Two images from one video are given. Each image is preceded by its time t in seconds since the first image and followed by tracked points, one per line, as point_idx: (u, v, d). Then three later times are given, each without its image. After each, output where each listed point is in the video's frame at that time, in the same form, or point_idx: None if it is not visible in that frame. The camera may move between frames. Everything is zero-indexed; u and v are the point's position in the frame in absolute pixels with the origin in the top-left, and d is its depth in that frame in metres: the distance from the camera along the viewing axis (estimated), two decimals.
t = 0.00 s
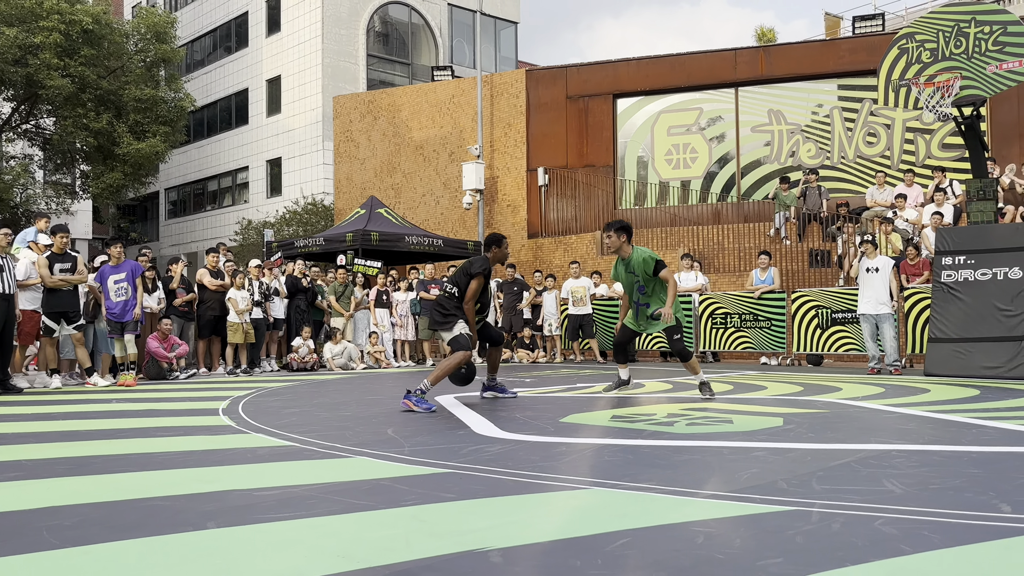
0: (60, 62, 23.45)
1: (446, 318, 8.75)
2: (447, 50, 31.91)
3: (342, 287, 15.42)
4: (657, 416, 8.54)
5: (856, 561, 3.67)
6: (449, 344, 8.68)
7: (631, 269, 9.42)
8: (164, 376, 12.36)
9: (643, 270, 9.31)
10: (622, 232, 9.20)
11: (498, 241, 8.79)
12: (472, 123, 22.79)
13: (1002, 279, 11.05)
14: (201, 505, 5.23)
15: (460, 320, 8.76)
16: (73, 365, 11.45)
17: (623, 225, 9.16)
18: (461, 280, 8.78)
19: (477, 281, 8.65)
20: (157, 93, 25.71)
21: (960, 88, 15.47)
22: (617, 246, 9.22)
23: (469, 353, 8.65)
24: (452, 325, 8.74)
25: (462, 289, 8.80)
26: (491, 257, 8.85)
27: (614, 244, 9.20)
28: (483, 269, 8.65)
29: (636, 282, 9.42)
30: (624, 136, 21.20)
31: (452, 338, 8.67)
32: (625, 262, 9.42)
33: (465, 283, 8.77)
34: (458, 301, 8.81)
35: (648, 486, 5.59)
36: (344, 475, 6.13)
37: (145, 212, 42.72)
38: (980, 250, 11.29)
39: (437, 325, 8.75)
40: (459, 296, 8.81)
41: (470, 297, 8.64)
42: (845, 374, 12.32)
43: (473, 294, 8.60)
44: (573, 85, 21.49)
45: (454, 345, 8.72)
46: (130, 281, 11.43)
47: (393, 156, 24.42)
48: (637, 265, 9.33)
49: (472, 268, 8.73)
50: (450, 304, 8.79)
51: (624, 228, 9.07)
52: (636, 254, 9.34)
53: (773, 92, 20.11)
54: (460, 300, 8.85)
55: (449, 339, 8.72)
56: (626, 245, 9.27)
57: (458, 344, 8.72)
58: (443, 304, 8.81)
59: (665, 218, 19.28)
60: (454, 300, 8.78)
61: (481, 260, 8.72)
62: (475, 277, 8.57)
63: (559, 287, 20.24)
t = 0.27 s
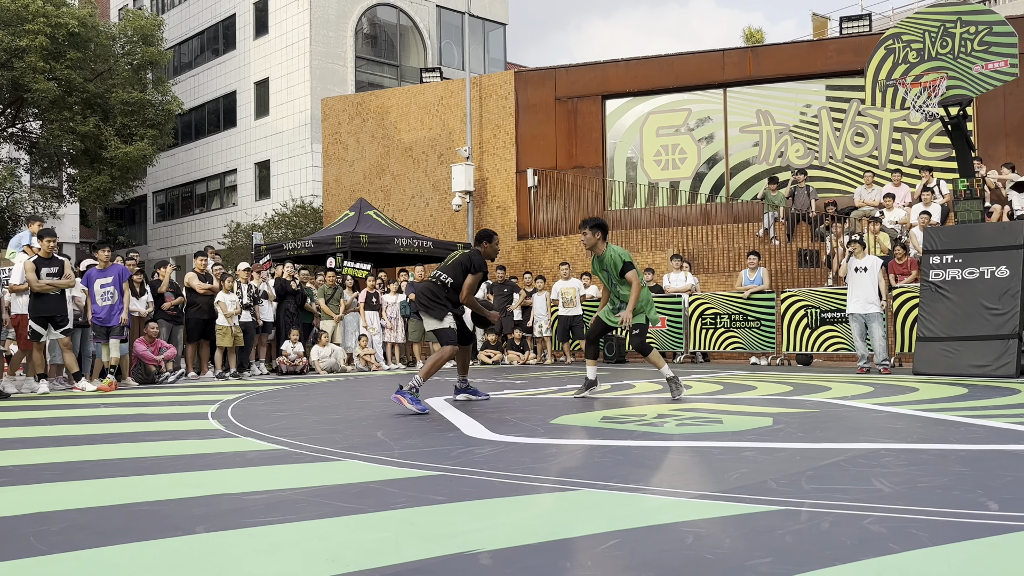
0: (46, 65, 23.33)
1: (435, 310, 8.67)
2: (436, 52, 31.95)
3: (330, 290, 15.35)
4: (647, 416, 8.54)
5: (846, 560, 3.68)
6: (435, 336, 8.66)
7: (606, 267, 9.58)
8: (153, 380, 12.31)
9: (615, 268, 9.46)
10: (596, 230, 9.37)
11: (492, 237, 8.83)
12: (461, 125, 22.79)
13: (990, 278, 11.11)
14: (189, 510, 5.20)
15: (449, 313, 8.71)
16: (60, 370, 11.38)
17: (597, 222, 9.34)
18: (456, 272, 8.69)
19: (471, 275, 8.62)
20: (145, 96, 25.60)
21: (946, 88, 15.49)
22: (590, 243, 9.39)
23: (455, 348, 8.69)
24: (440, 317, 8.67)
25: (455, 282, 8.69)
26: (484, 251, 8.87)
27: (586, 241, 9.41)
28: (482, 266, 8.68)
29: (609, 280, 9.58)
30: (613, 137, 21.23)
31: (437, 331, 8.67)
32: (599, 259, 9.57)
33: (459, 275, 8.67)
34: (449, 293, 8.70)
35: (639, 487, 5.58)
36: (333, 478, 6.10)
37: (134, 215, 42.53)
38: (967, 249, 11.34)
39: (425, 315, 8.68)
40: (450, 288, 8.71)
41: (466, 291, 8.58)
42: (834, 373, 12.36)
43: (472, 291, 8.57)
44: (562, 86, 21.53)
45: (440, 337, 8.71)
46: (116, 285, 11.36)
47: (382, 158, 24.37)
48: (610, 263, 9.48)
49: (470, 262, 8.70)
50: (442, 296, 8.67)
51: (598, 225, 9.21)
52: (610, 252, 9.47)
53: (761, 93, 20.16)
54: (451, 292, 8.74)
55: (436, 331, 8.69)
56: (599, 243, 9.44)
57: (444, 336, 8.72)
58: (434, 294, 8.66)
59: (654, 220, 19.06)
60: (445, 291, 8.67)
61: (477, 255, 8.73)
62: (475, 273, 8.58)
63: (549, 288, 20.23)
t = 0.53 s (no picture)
0: (37, 66, 23.24)
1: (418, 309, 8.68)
2: (428, 53, 31.98)
3: (324, 291, 15.37)
4: (640, 417, 8.55)
5: (838, 561, 3.69)
6: (418, 337, 8.68)
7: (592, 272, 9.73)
8: (147, 382, 12.37)
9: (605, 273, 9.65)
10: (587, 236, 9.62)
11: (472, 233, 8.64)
12: (454, 125, 22.80)
13: (981, 278, 11.17)
14: (183, 512, 5.19)
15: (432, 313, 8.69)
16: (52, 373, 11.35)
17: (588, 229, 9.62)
18: (437, 273, 8.63)
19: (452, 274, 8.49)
20: (137, 97, 25.53)
21: (937, 89, 15.51)
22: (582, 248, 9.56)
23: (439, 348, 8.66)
24: (422, 318, 8.68)
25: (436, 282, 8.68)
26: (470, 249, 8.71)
27: (578, 246, 9.55)
28: (461, 262, 8.49)
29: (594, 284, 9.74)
30: (606, 138, 21.28)
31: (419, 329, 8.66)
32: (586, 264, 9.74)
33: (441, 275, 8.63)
34: (432, 294, 8.70)
35: (632, 488, 5.59)
36: (327, 480, 6.10)
37: (125, 217, 42.39)
38: (959, 249, 11.39)
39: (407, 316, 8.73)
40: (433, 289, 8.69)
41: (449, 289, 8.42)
42: (827, 373, 12.40)
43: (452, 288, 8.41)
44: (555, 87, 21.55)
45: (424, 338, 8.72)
46: (106, 288, 11.32)
47: (375, 159, 24.35)
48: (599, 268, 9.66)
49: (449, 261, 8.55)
50: (423, 297, 8.68)
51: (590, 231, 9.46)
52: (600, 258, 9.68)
53: (753, 94, 20.22)
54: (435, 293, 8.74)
55: (419, 332, 8.70)
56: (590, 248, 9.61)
57: (429, 336, 8.70)
58: (417, 296, 8.69)
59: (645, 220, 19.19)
60: (428, 291, 8.69)
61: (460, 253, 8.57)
62: (453, 269, 8.41)
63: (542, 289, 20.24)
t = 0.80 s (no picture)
0: (33, 65, 23.16)
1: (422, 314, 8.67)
2: (424, 52, 32.02)
3: (320, 291, 15.34)
4: (637, 417, 8.55)
5: (836, 560, 3.69)
6: (427, 342, 8.66)
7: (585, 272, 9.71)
8: (144, 383, 12.34)
9: (599, 272, 9.66)
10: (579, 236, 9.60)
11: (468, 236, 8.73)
12: (450, 125, 22.79)
13: (977, 277, 11.19)
14: (180, 512, 5.18)
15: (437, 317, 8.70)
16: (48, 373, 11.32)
17: (580, 228, 9.62)
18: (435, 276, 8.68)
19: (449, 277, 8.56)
20: (132, 97, 25.46)
21: (932, 89, 15.75)
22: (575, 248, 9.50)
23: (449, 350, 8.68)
24: (428, 323, 8.67)
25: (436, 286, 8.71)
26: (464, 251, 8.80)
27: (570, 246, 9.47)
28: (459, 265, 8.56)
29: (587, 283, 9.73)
30: (602, 138, 21.27)
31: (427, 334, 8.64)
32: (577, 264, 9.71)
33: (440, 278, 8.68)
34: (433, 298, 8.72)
35: (629, 487, 5.59)
36: (323, 480, 6.09)
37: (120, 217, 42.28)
38: (954, 249, 11.42)
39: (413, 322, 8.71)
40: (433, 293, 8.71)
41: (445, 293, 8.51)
42: (823, 373, 12.42)
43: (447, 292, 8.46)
44: (551, 87, 21.51)
45: (432, 342, 8.72)
46: (100, 287, 11.25)
47: (371, 159, 24.32)
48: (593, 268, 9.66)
49: (448, 263, 8.59)
50: (426, 301, 8.68)
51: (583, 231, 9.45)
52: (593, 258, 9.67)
53: (749, 94, 20.25)
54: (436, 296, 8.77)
55: (426, 337, 8.68)
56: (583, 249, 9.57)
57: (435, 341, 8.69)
58: (417, 301, 8.69)
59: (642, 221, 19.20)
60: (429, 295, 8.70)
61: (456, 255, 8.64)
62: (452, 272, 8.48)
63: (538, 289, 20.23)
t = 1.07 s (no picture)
0: (31, 63, 23.12)
1: (416, 310, 8.64)
2: (423, 52, 32.06)
3: (319, 290, 15.32)
4: (635, 416, 8.56)
5: (834, 559, 3.70)
6: (416, 338, 8.59)
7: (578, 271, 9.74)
8: (143, 381, 12.33)
9: (592, 271, 9.70)
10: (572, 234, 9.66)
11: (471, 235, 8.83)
12: (449, 124, 22.79)
13: (975, 277, 11.21)
14: (178, 511, 5.17)
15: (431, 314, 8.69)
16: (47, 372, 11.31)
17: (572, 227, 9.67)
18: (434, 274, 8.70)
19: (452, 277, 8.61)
20: (131, 95, 25.44)
21: (931, 89, 15.67)
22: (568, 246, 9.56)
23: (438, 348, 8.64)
24: (421, 318, 8.65)
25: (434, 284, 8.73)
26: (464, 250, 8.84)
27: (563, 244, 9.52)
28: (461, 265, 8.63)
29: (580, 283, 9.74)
30: (601, 138, 21.27)
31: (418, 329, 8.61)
32: (570, 263, 9.75)
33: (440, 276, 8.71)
34: (430, 295, 8.72)
35: (627, 486, 5.59)
36: (322, 478, 6.08)
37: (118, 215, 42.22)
38: (953, 249, 11.43)
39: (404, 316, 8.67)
40: (430, 289, 8.72)
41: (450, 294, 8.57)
42: (822, 372, 12.44)
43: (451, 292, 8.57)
44: (550, 86, 21.51)
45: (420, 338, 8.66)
46: (98, 285, 11.23)
47: (370, 158, 24.30)
48: (585, 266, 9.70)
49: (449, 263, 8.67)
50: (420, 297, 8.66)
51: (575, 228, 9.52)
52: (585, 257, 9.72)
53: (748, 93, 20.26)
54: (432, 294, 8.76)
55: (416, 332, 8.63)
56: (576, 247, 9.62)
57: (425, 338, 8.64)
58: (413, 296, 8.66)
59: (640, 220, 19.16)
60: (426, 292, 8.70)
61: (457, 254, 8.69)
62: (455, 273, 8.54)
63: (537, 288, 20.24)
